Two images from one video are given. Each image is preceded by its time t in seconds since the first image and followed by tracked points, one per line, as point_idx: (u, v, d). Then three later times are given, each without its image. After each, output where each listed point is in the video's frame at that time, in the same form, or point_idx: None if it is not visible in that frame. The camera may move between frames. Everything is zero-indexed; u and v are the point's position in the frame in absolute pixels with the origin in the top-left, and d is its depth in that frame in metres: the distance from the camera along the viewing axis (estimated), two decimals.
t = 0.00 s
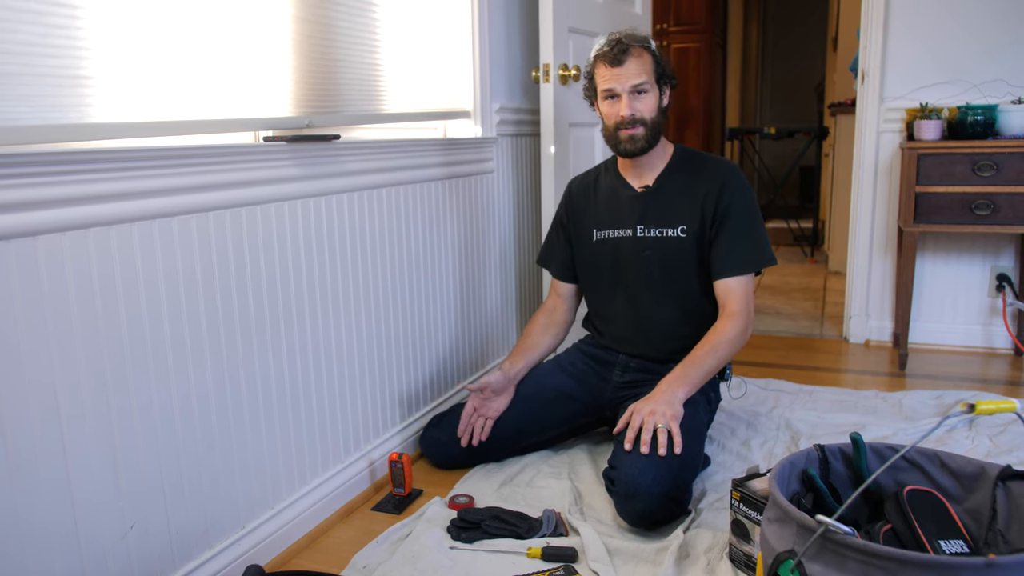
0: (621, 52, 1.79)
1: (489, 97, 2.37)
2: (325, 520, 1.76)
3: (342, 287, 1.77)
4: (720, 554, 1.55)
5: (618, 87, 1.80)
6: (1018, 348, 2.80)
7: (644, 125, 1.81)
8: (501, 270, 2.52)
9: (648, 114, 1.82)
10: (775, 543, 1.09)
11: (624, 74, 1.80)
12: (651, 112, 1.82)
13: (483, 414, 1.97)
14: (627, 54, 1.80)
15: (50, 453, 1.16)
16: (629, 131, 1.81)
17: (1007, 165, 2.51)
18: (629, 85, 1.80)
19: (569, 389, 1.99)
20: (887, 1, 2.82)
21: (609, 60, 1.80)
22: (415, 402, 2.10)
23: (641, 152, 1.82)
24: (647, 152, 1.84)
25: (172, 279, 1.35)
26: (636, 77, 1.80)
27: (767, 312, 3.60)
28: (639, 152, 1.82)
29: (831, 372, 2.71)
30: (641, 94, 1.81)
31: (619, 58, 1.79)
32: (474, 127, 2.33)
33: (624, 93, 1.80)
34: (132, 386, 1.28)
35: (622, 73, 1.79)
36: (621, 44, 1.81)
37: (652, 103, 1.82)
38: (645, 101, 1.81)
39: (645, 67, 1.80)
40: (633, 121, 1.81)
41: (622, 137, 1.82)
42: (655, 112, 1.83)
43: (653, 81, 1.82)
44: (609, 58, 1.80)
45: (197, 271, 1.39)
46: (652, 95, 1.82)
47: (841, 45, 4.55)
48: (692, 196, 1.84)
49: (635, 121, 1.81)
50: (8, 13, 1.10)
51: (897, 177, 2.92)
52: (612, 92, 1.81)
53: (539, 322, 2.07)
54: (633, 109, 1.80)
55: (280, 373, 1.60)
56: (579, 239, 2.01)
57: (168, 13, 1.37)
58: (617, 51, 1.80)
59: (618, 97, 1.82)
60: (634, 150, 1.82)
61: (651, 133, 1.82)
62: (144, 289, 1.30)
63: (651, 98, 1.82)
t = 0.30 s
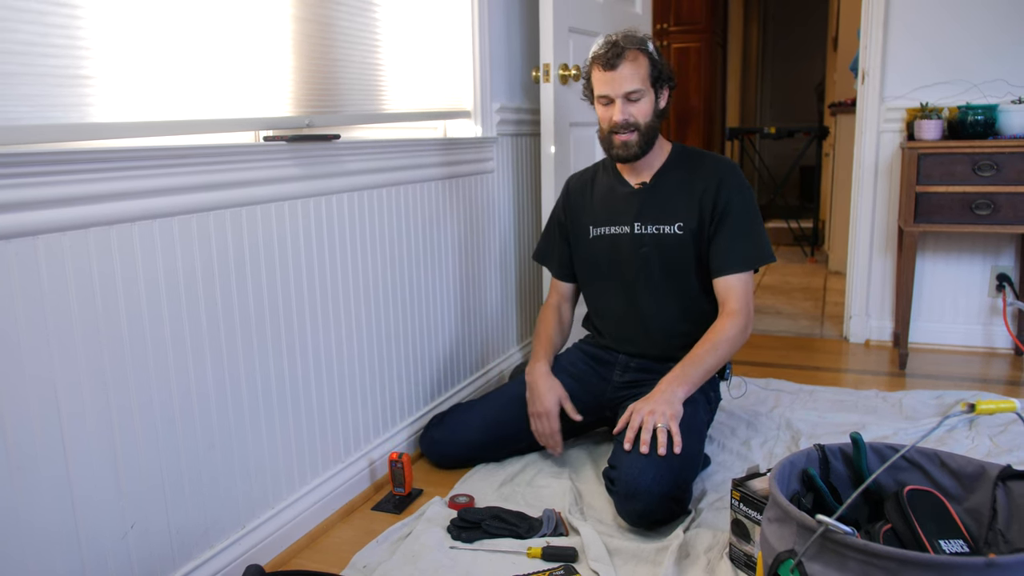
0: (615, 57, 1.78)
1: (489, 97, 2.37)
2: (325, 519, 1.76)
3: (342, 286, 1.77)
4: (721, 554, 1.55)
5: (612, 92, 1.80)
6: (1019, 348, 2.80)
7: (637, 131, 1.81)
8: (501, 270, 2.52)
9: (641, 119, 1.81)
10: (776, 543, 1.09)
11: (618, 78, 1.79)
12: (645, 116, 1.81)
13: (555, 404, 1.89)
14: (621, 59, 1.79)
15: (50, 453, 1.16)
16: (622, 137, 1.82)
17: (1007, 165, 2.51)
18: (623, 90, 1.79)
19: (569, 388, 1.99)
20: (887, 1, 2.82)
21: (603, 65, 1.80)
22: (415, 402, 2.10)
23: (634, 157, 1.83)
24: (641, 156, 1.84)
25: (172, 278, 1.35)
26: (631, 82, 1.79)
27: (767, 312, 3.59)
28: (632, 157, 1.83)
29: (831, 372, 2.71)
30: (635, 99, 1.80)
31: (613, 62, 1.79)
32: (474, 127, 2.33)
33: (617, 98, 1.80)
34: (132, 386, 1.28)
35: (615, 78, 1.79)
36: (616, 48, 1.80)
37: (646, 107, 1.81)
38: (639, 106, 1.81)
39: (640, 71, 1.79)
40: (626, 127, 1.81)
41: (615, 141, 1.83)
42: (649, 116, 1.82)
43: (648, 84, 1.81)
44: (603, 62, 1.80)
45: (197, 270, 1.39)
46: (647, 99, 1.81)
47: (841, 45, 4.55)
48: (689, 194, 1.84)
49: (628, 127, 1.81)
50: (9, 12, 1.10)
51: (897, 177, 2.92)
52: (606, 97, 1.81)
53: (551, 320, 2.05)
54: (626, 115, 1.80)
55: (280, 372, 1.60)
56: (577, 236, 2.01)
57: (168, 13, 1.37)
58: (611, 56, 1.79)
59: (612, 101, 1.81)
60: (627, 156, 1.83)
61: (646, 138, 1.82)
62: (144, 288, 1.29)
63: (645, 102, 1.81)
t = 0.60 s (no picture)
0: (619, 51, 1.79)
1: (490, 96, 2.37)
2: (325, 519, 1.76)
3: (342, 285, 1.77)
4: (721, 553, 1.55)
5: (614, 85, 1.80)
6: (1020, 348, 2.80)
7: (636, 126, 1.81)
8: (501, 270, 2.52)
9: (641, 115, 1.81)
10: (776, 543, 1.09)
11: (621, 72, 1.79)
12: (645, 112, 1.81)
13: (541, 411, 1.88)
14: (626, 53, 1.79)
15: (50, 453, 1.16)
16: (620, 131, 1.82)
17: (1008, 164, 2.50)
18: (625, 84, 1.79)
19: (569, 388, 1.98)
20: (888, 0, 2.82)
21: (608, 57, 1.80)
22: (415, 401, 2.10)
23: (631, 152, 1.82)
24: (638, 151, 1.84)
25: (173, 278, 1.35)
26: (634, 77, 1.79)
27: (768, 312, 3.59)
28: (629, 151, 1.83)
29: (831, 372, 2.71)
30: (637, 94, 1.80)
31: (617, 55, 1.79)
32: (475, 126, 2.33)
33: (618, 91, 1.80)
34: (132, 385, 1.28)
35: (618, 71, 1.79)
36: (621, 42, 1.80)
37: (648, 103, 1.81)
38: (640, 101, 1.81)
39: (643, 67, 1.79)
40: (625, 121, 1.81)
41: (614, 135, 1.83)
42: (650, 112, 1.82)
43: (651, 81, 1.81)
44: (607, 55, 1.80)
45: (197, 270, 1.39)
46: (649, 94, 1.81)
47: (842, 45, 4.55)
48: (690, 183, 1.84)
49: (627, 121, 1.81)
50: (9, 11, 1.10)
51: (898, 176, 2.92)
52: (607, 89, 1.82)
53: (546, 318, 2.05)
54: (625, 109, 1.80)
55: (279, 371, 1.60)
56: (575, 229, 2.01)
57: (169, 13, 1.37)
58: (615, 49, 1.79)
59: (613, 95, 1.82)
60: (624, 150, 1.82)
61: (645, 134, 1.82)
62: (144, 287, 1.29)
63: (647, 97, 1.81)
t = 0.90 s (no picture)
0: (625, 49, 1.79)
1: (490, 96, 2.37)
2: (326, 519, 1.76)
3: (343, 286, 1.77)
4: (722, 553, 1.55)
5: (618, 83, 1.80)
6: (1020, 348, 2.80)
7: (638, 125, 1.81)
8: (501, 270, 2.52)
9: (644, 114, 1.81)
10: (776, 543, 1.09)
11: (626, 71, 1.79)
12: (648, 112, 1.81)
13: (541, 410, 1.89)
14: (632, 52, 1.79)
15: (50, 452, 1.16)
16: (622, 129, 1.82)
17: (1008, 165, 2.50)
18: (629, 83, 1.79)
19: (569, 388, 1.98)
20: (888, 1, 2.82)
21: (613, 55, 1.80)
22: (414, 402, 2.10)
23: (632, 150, 1.83)
24: (640, 150, 1.84)
25: (173, 277, 1.35)
26: (639, 76, 1.79)
27: (768, 312, 3.59)
28: (631, 149, 1.83)
29: (831, 372, 2.71)
30: (641, 93, 1.80)
31: (623, 54, 1.79)
32: (475, 127, 2.33)
33: (622, 90, 1.80)
34: (132, 385, 1.28)
35: (624, 70, 1.79)
36: (628, 40, 1.80)
37: (651, 102, 1.81)
38: (644, 101, 1.81)
39: (648, 67, 1.79)
40: (627, 119, 1.81)
41: (615, 132, 1.83)
42: (653, 112, 1.82)
43: (655, 81, 1.81)
44: (614, 53, 1.80)
45: (198, 270, 1.39)
46: (653, 95, 1.81)
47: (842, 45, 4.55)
48: (689, 183, 1.84)
49: (629, 120, 1.81)
50: (9, 11, 1.10)
51: (898, 177, 2.92)
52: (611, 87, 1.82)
53: (546, 317, 2.05)
54: (627, 108, 1.80)
55: (280, 371, 1.60)
56: (575, 228, 2.01)
57: (169, 13, 1.37)
58: (622, 47, 1.79)
59: (616, 93, 1.82)
60: (625, 148, 1.83)
61: (646, 133, 1.82)
62: (145, 287, 1.29)
63: (650, 97, 1.81)
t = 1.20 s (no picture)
0: (625, 54, 1.78)
1: (490, 96, 2.37)
2: (326, 519, 1.76)
3: (343, 286, 1.77)
4: (722, 553, 1.55)
5: (617, 88, 1.80)
6: (1020, 348, 2.80)
7: (639, 130, 1.81)
8: (501, 270, 2.52)
9: (644, 118, 1.81)
10: (776, 543, 1.09)
11: (625, 76, 1.79)
12: (648, 116, 1.81)
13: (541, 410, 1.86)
14: (631, 57, 1.78)
15: (50, 452, 1.16)
16: (622, 133, 1.82)
17: (1008, 164, 2.50)
18: (629, 88, 1.79)
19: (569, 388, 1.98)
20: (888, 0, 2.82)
21: (613, 60, 1.80)
22: (414, 402, 2.10)
23: (632, 154, 1.83)
24: (640, 153, 1.84)
25: (173, 277, 1.35)
26: (639, 81, 1.79)
27: (768, 312, 3.59)
28: (631, 153, 1.83)
29: (831, 372, 2.71)
30: (641, 98, 1.80)
31: (622, 59, 1.79)
32: (475, 127, 2.33)
33: (622, 95, 1.80)
34: (132, 385, 1.28)
35: (623, 75, 1.78)
36: (628, 45, 1.79)
37: (651, 107, 1.81)
38: (644, 105, 1.80)
39: (648, 71, 1.79)
40: (627, 123, 1.81)
41: (615, 137, 1.83)
42: (653, 116, 1.82)
43: (656, 85, 1.81)
44: (614, 58, 1.80)
45: (198, 269, 1.39)
46: (653, 99, 1.81)
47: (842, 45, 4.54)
48: (691, 188, 1.84)
49: (629, 124, 1.81)
50: (9, 11, 1.10)
51: (898, 177, 2.92)
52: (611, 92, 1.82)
53: (546, 317, 2.04)
54: (628, 113, 1.80)
55: (280, 371, 1.60)
56: (577, 230, 2.01)
57: (169, 13, 1.37)
58: (622, 52, 1.79)
59: (616, 97, 1.82)
60: (625, 152, 1.83)
61: (647, 137, 1.82)
62: (145, 286, 1.29)
63: (651, 101, 1.81)
